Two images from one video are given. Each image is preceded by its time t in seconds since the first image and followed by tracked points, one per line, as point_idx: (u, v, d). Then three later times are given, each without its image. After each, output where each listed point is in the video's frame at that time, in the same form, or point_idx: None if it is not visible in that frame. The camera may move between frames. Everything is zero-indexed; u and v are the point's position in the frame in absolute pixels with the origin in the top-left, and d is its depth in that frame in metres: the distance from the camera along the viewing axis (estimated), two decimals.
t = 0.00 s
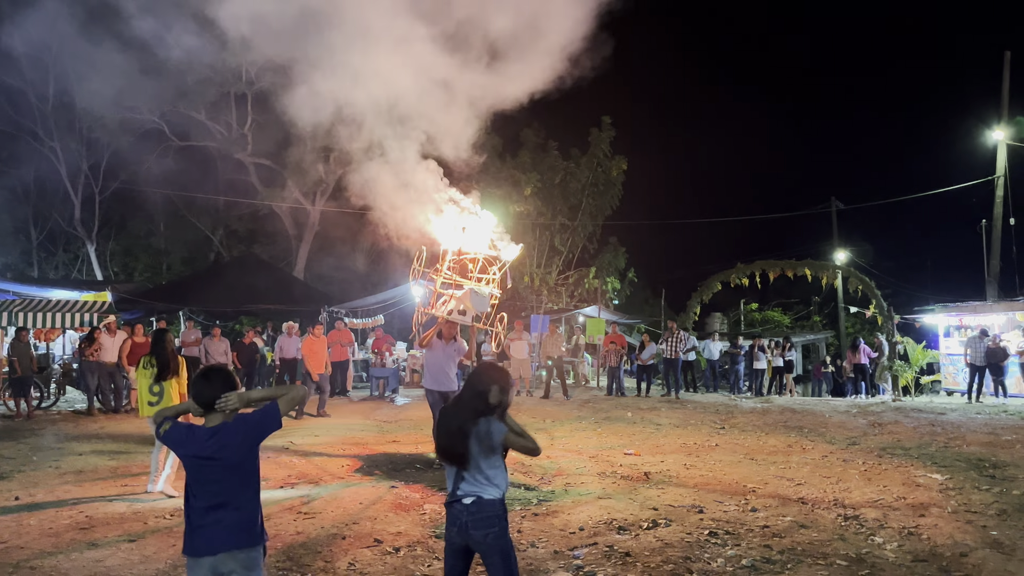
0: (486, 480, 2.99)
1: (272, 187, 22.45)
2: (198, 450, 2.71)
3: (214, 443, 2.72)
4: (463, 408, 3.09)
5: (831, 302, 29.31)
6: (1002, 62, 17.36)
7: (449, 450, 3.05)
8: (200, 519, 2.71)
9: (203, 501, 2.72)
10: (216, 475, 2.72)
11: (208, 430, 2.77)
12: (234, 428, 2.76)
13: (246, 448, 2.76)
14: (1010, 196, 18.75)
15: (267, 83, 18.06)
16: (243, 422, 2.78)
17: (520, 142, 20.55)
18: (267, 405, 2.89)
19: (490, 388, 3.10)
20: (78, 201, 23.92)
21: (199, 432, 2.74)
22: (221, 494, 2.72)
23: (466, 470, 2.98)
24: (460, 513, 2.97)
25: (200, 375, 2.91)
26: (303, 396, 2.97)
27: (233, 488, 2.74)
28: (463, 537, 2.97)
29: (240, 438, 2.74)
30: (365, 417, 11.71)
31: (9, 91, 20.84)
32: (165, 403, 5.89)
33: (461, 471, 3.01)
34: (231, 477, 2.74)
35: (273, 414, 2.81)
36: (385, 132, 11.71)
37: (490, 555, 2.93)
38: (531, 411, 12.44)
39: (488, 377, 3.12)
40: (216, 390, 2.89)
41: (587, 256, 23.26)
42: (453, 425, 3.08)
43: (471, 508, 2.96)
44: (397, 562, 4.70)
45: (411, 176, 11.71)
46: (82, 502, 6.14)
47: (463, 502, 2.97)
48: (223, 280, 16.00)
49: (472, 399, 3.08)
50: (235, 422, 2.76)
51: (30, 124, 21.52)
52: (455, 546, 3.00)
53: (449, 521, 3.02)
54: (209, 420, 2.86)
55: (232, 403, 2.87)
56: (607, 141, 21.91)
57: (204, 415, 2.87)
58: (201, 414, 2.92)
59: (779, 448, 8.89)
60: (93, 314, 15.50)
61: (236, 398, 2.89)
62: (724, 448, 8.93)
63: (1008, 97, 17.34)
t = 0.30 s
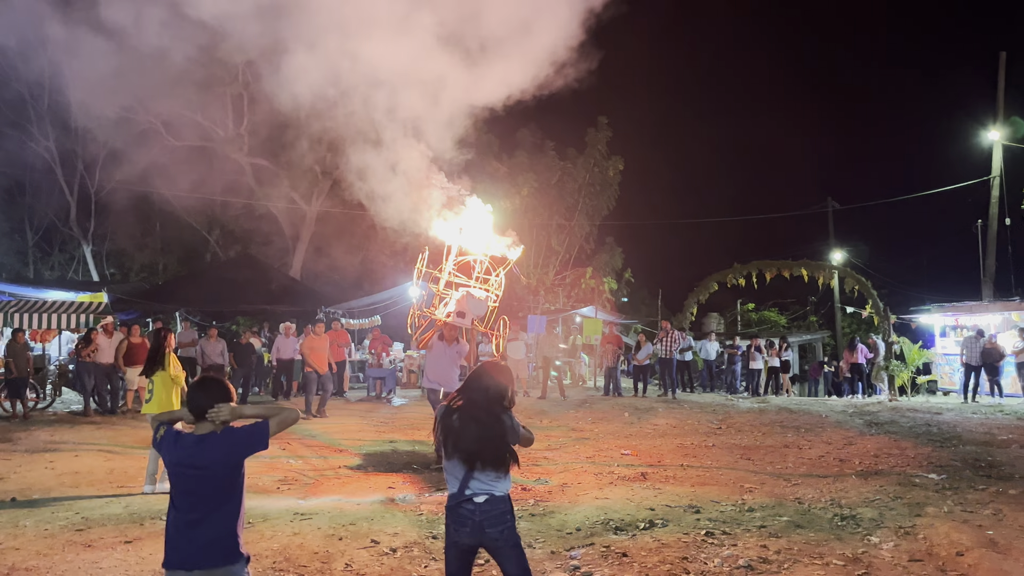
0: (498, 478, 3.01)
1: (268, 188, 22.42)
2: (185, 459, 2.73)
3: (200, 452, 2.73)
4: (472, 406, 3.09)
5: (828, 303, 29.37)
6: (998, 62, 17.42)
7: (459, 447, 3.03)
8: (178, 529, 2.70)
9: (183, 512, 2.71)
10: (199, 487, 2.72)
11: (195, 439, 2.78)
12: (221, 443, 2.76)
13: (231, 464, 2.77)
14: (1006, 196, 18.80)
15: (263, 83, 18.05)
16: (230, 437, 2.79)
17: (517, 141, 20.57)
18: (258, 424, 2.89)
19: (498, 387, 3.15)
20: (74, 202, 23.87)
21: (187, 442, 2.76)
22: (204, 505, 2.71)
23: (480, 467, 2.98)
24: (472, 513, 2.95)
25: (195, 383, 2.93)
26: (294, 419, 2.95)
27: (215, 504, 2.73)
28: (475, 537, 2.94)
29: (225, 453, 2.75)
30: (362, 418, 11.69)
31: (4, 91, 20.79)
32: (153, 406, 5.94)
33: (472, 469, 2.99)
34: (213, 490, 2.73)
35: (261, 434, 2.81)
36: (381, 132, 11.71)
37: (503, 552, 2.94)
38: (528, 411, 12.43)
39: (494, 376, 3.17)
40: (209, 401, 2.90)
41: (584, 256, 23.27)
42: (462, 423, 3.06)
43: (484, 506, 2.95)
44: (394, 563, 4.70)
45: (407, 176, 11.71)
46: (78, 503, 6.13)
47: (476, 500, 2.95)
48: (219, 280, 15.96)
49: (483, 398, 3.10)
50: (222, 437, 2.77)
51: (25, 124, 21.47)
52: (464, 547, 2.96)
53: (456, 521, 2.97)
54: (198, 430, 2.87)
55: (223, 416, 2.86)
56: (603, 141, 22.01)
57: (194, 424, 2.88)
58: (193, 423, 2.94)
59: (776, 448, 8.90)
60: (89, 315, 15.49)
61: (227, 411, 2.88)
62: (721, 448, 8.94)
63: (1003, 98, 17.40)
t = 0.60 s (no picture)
0: (529, 480, 3.06)
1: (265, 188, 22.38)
2: (183, 456, 2.72)
3: (197, 450, 2.73)
4: (499, 410, 3.09)
5: (825, 303, 29.39)
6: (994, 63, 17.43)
7: (492, 452, 3.02)
8: (176, 526, 2.71)
9: (181, 509, 2.72)
10: (199, 484, 2.72)
11: (193, 436, 2.77)
12: (221, 442, 2.75)
13: (229, 462, 2.76)
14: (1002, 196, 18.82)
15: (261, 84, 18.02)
16: (228, 437, 2.78)
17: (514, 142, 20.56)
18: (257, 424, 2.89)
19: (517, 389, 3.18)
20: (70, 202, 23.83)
21: (184, 438, 2.75)
22: (200, 503, 2.72)
23: (515, 470, 3.01)
24: (509, 517, 2.96)
25: (194, 381, 2.92)
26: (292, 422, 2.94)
27: (211, 501, 2.74)
28: (512, 540, 2.95)
29: (225, 452, 2.75)
30: (360, 419, 11.66)
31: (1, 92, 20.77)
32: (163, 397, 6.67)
33: (507, 472, 3.01)
34: (211, 488, 2.73)
35: (261, 433, 2.81)
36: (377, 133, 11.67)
37: (535, 555, 3.00)
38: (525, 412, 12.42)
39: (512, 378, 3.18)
40: (208, 399, 2.89)
41: (581, 257, 23.26)
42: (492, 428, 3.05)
43: (520, 508, 2.98)
44: (392, 564, 4.70)
45: (404, 176, 11.69)
46: (75, 504, 6.13)
47: (513, 503, 2.97)
48: (215, 281, 15.92)
49: (508, 402, 3.11)
50: (221, 435, 2.76)
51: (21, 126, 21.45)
52: (499, 552, 2.95)
53: (491, 527, 2.95)
54: (197, 428, 2.87)
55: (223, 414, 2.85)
56: (600, 142, 21.95)
57: (193, 423, 2.88)
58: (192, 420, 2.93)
59: (774, 449, 8.91)
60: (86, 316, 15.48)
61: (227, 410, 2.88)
62: (719, 449, 8.95)
63: (999, 98, 17.43)
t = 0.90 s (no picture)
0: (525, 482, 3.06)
1: (262, 189, 22.35)
2: (182, 449, 2.73)
3: (197, 443, 2.73)
4: (500, 411, 3.08)
5: (821, 303, 29.41)
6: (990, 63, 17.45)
7: (495, 451, 3.00)
8: (171, 520, 2.70)
9: (176, 503, 2.71)
10: (196, 477, 2.71)
11: (193, 430, 2.78)
12: (221, 436, 2.76)
13: (228, 457, 2.76)
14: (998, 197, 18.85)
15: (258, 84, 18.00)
16: (230, 431, 2.79)
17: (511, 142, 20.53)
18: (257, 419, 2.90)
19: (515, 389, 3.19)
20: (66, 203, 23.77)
21: (185, 430, 2.76)
22: (195, 497, 2.70)
23: (515, 470, 3.01)
24: (506, 518, 2.95)
25: (199, 375, 2.92)
26: (292, 418, 2.96)
27: (208, 496, 2.72)
28: (508, 542, 2.95)
29: (225, 445, 2.75)
30: (358, 420, 11.64)
31: None
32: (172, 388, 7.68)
33: (506, 470, 3.00)
34: (207, 482, 2.72)
35: (261, 427, 2.82)
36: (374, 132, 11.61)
37: (526, 557, 3.00)
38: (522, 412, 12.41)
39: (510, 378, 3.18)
40: (213, 394, 2.89)
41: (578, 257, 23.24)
42: (496, 428, 3.03)
43: (515, 509, 2.99)
44: (390, 565, 4.69)
45: (400, 176, 11.67)
46: (71, 506, 6.11)
47: (511, 503, 2.97)
48: (212, 281, 15.89)
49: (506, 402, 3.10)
50: (220, 429, 2.77)
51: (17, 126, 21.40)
52: (493, 554, 2.94)
53: (489, 529, 2.93)
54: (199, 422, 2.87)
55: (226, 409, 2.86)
56: (597, 142, 21.87)
57: (194, 416, 2.87)
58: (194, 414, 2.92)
59: (771, 449, 8.91)
60: (82, 316, 15.44)
61: (230, 405, 2.88)
62: (715, 449, 8.94)
63: (996, 99, 17.45)
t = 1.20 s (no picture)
0: (473, 483, 3.05)
1: (258, 189, 22.31)
2: (170, 461, 2.71)
3: (187, 456, 2.73)
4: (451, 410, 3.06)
5: (818, 302, 29.46)
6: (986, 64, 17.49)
7: (442, 450, 3.00)
8: (160, 531, 2.68)
9: (165, 514, 2.69)
10: (186, 489, 2.71)
11: (182, 443, 2.77)
12: (212, 448, 2.76)
13: (219, 468, 2.77)
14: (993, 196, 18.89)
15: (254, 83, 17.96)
16: (220, 444, 2.79)
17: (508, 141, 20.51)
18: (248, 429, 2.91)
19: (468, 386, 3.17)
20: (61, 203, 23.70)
21: (175, 444, 2.75)
22: (187, 509, 2.70)
23: (461, 471, 3.00)
24: (450, 518, 2.95)
25: (186, 388, 2.89)
26: (282, 428, 2.98)
27: (199, 507, 2.73)
28: (452, 542, 2.96)
29: (216, 456, 2.76)
30: (355, 420, 11.62)
31: None
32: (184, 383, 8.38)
33: (453, 470, 3.00)
34: (199, 493, 2.72)
35: (254, 437, 2.84)
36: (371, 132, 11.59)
37: (473, 558, 2.99)
38: (519, 412, 12.40)
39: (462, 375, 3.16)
40: (202, 407, 2.86)
41: (575, 257, 23.23)
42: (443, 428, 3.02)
43: (460, 509, 2.98)
44: (387, 565, 4.69)
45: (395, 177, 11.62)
46: (67, 506, 6.09)
47: (455, 504, 2.97)
48: (208, 281, 15.84)
49: (459, 400, 3.08)
50: (212, 441, 2.77)
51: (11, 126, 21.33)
52: (438, 553, 2.96)
53: (432, 528, 2.95)
54: (188, 434, 2.84)
55: (216, 421, 2.86)
56: (593, 142, 21.88)
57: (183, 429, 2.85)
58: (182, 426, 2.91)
59: (768, 448, 8.92)
60: (78, 317, 15.40)
61: (220, 417, 2.87)
62: (712, 449, 8.95)
63: (991, 99, 17.49)
